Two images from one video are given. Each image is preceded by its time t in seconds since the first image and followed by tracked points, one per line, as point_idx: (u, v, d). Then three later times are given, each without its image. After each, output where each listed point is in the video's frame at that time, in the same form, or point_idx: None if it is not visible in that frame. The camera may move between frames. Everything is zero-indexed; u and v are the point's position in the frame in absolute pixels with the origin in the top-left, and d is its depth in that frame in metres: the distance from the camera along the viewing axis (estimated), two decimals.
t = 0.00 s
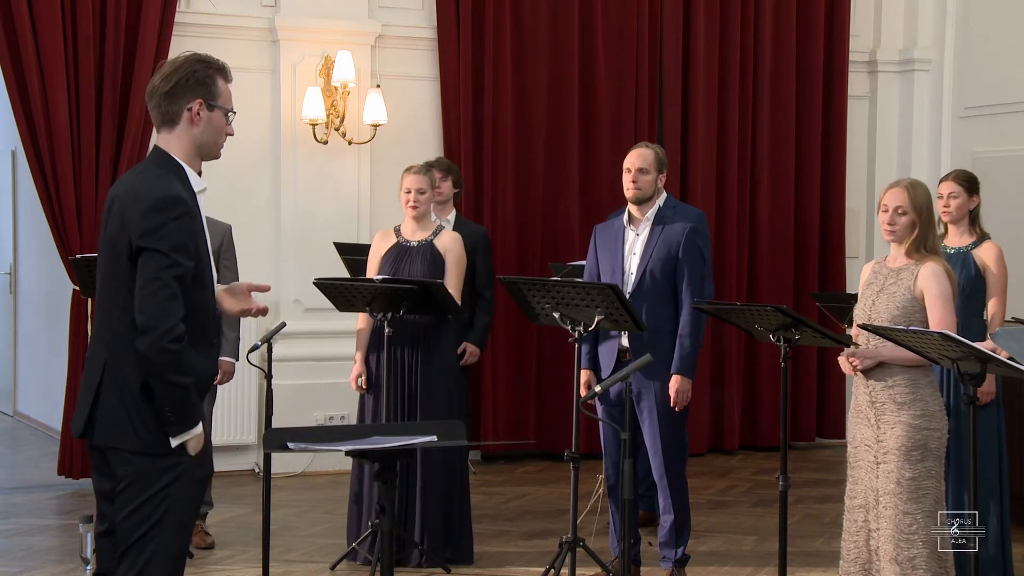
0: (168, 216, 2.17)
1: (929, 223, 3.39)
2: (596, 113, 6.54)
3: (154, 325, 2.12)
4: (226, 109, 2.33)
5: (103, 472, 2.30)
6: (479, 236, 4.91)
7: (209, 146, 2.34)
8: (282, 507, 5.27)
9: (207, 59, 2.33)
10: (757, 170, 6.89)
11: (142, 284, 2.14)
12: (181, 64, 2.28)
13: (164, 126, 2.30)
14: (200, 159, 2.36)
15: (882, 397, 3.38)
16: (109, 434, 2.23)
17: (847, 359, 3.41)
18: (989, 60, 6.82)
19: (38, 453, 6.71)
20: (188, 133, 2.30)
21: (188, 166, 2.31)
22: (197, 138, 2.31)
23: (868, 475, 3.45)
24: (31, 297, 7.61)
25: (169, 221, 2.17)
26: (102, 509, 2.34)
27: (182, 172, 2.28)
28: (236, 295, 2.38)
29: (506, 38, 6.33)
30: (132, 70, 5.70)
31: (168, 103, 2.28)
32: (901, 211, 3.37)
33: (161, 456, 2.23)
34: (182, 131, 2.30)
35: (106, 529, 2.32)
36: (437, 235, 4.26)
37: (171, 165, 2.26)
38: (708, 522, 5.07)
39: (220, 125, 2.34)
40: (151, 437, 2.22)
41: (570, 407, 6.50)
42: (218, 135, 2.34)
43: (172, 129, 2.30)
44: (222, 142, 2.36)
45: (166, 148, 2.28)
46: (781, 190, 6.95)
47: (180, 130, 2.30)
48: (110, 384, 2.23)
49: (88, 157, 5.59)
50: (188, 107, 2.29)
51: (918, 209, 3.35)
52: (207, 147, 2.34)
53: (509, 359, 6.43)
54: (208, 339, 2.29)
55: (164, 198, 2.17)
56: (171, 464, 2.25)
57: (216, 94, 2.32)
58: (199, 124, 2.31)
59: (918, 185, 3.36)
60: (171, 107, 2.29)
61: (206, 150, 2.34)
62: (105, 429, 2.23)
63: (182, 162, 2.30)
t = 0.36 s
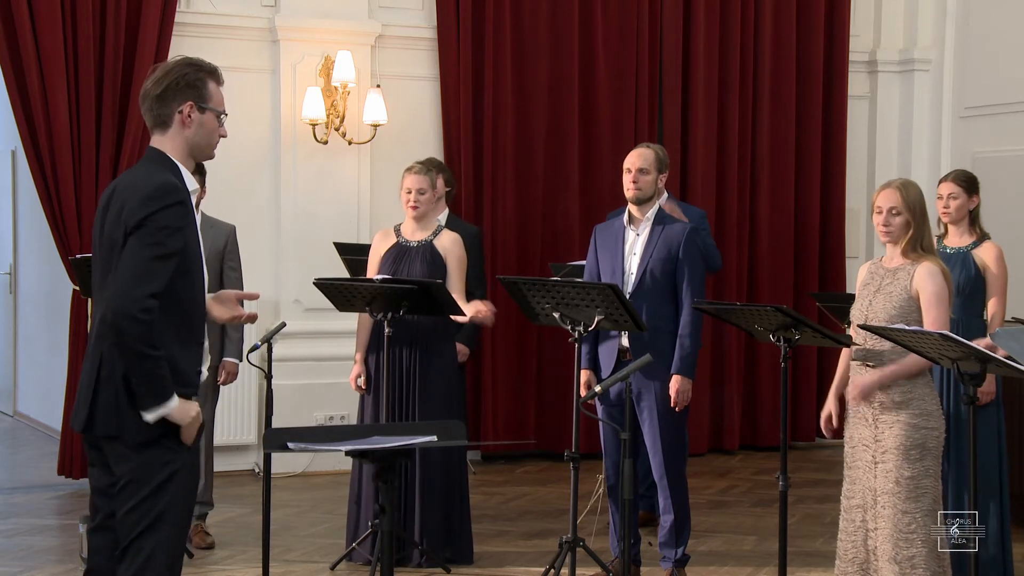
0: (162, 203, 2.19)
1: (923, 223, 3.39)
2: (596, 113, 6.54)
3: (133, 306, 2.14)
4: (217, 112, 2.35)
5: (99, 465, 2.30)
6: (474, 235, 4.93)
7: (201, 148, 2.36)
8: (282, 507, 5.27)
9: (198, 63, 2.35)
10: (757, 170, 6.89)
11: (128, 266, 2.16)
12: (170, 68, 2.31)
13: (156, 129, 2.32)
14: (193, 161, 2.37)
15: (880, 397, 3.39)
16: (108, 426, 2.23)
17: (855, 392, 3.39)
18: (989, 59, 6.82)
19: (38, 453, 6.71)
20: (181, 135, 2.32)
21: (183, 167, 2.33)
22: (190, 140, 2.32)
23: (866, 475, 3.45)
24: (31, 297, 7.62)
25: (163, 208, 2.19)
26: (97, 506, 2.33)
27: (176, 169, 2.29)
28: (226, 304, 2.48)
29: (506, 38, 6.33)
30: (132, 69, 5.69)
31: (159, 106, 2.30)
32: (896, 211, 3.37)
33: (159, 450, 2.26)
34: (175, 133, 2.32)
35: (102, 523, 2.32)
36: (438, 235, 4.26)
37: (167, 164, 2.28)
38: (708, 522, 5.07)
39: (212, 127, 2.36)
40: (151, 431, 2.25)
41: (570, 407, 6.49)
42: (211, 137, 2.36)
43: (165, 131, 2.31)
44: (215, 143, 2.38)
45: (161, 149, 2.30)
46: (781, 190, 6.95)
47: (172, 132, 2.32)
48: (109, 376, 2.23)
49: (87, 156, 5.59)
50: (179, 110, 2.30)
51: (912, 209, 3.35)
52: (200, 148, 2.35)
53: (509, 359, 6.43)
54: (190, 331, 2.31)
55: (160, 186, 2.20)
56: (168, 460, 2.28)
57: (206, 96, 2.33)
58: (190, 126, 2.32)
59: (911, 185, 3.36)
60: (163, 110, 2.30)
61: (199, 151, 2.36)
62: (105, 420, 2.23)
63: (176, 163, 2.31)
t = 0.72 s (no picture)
0: (153, 192, 2.20)
1: (921, 222, 3.39)
2: (595, 113, 6.54)
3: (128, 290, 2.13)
4: (209, 111, 2.34)
5: (101, 465, 2.33)
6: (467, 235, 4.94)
7: (195, 146, 2.35)
8: (282, 507, 5.27)
9: (190, 64, 2.35)
10: (757, 170, 6.89)
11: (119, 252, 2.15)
12: (161, 69, 2.31)
13: (150, 130, 2.32)
14: (188, 160, 2.37)
15: (879, 398, 3.40)
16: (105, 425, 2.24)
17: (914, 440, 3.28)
18: (989, 60, 6.83)
19: (38, 453, 6.71)
20: (173, 135, 2.32)
21: (176, 165, 2.33)
22: (182, 139, 2.32)
23: (866, 475, 3.45)
24: (31, 297, 7.61)
25: (154, 197, 2.20)
26: (100, 505, 2.36)
27: (167, 165, 2.29)
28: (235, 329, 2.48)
29: (506, 38, 6.33)
30: (132, 69, 5.69)
31: (151, 107, 2.30)
32: (892, 211, 3.37)
33: (158, 454, 2.25)
34: (167, 133, 2.32)
35: (105, 523, 2.34)
36: (435, 235, 4.26)
37: (158, 161, 2.28)
38: (708, 522, 5.07)
39: (205, 126, 2.35)
40: (152, 431, 2.23)
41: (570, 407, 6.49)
42: (205, 137, 2.36)
43: (157, 132, 2.31)
44: (209, 143, 2.37)
45: (154, 148, 2.30)
46: (781, 190, 6.95)
47: (165, 132, 2.32)
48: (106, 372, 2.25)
49: (87, 155, 5.59)
50: (170, 110, 2.30)
51: (909, 208, 3.35)
52: (193, 148, 2.35)
53: (509, 359, 6.43)
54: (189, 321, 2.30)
55: (151, 175, 2.21)
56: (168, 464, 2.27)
57: (198, 95, 2.33)
58: (183, 126, 2.32)
59: (907, 184, 3.37)
60: (155, 110, 2.31)
61: (193, 150, 2.36)
62: (103, 419, 2.25)
63: (170, 161, 2.31)
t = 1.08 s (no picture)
0: (156, 197, 2.18)
1: (923, 222, 3.39)
2: (595, 113, 6.54)
3: (146, 303, 2.15)
4: (205, 107, 2.32)
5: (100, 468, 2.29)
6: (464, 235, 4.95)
7: (192, 143, 2.33)
8: (282, 507, 5.27)
9: (184, 59, 2.32)
10: (757, 170, 6.89)
11: (136, 264, 2.16)
12: (156, 65, 2.27)
13: (145, 127, 2.29)
14: (185, 156, 2.35)
15: (884, 397, 3.40)
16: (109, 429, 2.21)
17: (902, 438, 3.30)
18: (989, 60, 6.83)
19: (38, 453, 6.71)
20: (170, 133, 2.29)
21: (174, 164, 2.30)
22: (178, 136, 2.30)
23: (869, 475, 3.45)
24: (31, 297, 7.62)
25: (159, 202, 2.18)
26: (104, 508, 2.33)
27: (165, 163, 2.27)
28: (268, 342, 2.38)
29: (506, 38, 6.33)
30: (132, 69, 5.69)
31: (147, 104, 2.27)
32: (894, 211, 3.37)
33: (163, 456, 2.22)
34: (163, 131, 2.29)
35: (109, 525, 2.32)
36: (431, 235, 4.27)
37: (157, 159, 2.26)
38: (708, 522, 5.07)
39: (201, 123, 2.33)
40: (152, 433, 2.19)
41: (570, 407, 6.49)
42: (201, 133, 2.33)
43: (153, 130, 2.29)
44: (205, 139, 2.35)
45: (150, 146, 2.28)
46: (781, 190, 6.95)
47: (161, 130, 2.29)
48: (110, 375, 2.21)
49: (87, 155, 5.59)
50: (166, 107, 2.28)
51: (910, 208, 3.35)
52: (190, 145, 2.33)
53: (510, 359, 6.43)
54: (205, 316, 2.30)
55: (151, 180, 2.18)
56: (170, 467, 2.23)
57: (193, 92, 2.30)
58: (179, 123, 2.30)
59: (908, 184, 3.36)
60: (151, 108, 2.28)
61: (189, 147, 2.33)
62: (106, 422, 2.21)
63: (167, 159, 2.29)
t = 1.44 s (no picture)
0: (166, 190, 2.17)
1: (926, 221, 3.39)
2: (596, 113, 6.54)
3: (205, 275, 2.15)
4: (213, 108, 2.28)
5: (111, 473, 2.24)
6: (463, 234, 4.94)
7: (199, 144, 2.30)
8: (282, 507, 5.27)
9: (194, 58, 2.28)
10: (757, 170, 6.89)
11: (177, 255, 2.15)
12: (165, 63, 2.24)
13: (152, 126, 2.26)
14: (192, 156, 2.33)
15: (890, 397, 3.40)
16: (149, 431, 2.17)
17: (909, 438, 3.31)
18: (989, 59, 6.83)
19: (38, 453, 6.71)
20: (176, 132, 2.26)
21: (178, 164, 2.28)
22: (185, 136, 2.27)
23: (874, 476, 3.45)
24: (31, 297, 7.62)
25: (171, 193, 2.18)
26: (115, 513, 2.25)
27: (168, 163, 2.25)
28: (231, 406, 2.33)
29: (506, 38, 6.33)
30: (132, 69, 5.70)
31: (155, 103, 2.24)
32: (896, 211, 3.37)
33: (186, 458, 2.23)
34: (171, 130, 2.26)
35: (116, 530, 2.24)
36: (429, 235, 4.27)
37: (160, 158, 2.24)
38: (708, 522, 5.07)
39: (210, 124, 2.29)
40: (195, 425, 2.19)
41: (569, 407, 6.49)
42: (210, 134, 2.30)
43: (160, 129, 2.26)
44: (213, 140, 2.31)
45: (154, 145, 2.26)
46: (781, 190, 6.95)
47: (168, 129, 2.26)
48: (146, 377, 2.17)
49: (87, 155, 5.59)
50: (174, 106, 2.24)
51: (911, 208, 3.35)
52: (197, 145, 2.30)
53: (510, 358, 6.43)
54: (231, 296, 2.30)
55: (154, 177, 2.17)
56: (184, 472, 2.23)
57: (202, 92, 2.27)
58: (187, 123, 2.27)
59: (909, 184, 3.36)
60: (158, 106, 2.25)
61: (196, 147, 2.31)
62: (144, 426, 2.17)
63: (172, 160, 2.27)
